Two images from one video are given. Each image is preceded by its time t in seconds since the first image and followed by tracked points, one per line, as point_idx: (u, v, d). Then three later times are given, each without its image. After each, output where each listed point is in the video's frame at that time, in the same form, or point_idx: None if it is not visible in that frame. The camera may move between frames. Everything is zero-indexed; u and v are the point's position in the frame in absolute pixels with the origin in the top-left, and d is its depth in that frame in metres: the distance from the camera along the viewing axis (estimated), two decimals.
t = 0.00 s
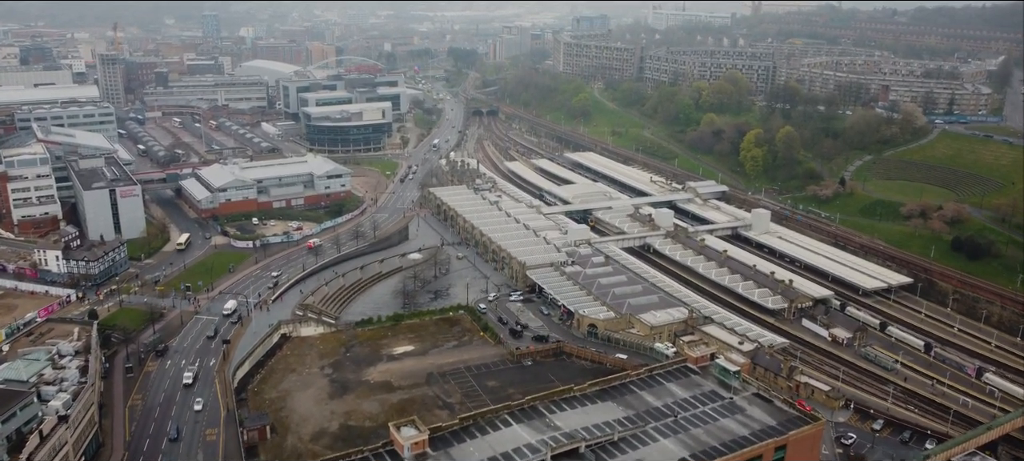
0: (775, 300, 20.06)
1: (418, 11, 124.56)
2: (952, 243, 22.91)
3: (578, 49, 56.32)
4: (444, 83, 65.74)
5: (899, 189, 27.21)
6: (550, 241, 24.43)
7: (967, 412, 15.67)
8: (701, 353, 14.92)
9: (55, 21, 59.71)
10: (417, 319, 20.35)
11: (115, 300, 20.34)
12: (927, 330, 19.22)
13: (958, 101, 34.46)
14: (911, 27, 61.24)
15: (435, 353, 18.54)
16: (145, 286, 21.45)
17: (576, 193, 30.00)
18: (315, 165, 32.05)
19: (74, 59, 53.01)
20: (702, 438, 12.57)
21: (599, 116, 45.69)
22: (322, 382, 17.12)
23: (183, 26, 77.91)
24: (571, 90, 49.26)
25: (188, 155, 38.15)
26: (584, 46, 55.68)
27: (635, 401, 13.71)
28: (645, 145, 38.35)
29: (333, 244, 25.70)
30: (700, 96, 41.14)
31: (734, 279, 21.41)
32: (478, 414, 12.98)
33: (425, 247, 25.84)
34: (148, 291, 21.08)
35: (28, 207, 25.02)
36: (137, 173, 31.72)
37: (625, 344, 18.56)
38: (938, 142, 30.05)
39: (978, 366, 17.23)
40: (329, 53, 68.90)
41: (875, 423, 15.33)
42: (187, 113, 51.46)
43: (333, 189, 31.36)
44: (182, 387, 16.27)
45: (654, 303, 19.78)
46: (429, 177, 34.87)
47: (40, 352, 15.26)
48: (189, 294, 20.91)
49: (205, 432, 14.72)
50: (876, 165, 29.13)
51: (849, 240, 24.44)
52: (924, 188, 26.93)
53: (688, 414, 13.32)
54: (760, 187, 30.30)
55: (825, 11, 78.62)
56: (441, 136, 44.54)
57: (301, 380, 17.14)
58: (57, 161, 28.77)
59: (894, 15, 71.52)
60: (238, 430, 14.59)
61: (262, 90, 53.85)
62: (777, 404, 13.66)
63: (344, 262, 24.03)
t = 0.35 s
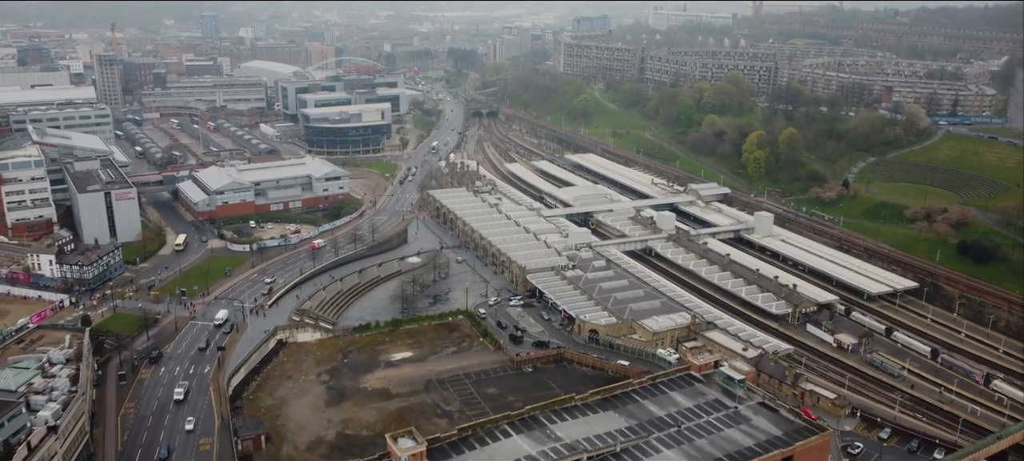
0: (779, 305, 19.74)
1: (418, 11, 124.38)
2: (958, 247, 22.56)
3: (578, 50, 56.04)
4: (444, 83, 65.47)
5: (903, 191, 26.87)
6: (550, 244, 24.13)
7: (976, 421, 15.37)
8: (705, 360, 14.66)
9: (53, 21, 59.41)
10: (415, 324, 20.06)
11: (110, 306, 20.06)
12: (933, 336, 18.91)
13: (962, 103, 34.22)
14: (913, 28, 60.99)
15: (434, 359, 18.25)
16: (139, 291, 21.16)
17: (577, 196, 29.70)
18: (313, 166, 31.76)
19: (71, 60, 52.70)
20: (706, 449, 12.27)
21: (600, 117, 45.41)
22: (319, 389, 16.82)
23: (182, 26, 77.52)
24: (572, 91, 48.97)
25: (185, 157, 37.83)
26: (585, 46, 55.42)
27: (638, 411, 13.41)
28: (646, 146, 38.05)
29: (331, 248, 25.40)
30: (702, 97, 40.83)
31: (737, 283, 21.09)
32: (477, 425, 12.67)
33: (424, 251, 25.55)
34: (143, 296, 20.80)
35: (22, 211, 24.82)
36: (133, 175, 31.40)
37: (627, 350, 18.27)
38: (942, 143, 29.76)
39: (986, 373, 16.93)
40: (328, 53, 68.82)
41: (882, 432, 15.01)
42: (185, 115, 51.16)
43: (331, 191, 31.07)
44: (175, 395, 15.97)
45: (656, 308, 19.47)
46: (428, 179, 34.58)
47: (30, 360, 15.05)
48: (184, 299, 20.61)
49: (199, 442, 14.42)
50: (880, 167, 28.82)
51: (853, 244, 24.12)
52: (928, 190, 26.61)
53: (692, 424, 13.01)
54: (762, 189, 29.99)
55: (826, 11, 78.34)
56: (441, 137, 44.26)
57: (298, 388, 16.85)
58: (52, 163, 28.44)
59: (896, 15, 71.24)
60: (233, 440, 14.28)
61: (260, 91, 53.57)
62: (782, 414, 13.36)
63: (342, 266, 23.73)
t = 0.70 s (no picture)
0: (783, 310, 19.46)
1: (418, 11, 124.33)
2: (964, 250, 22.09)
3: (578, 50, 55.79)
4: (444, 84, 65.25)
5: (906, 193, 26.46)
6: (551, 247, 23.85)
7: (985, 429, 15.11)
8: (709, 368, 14.43)
9: (51, 21, 59.30)
10: (414, 329, 19.79)
11: (104, 310, 19.80)
12: (939, 340, 18.60)
13: (966, 104, 33.93)
14: (914, 28, 60.76)
15: (434, 365, 17.97)
16: (134, 295, 20.90)
17: (577, 198, 29.43)
18: (311, 168, 31.49)
19: (69, 61, 52.56)
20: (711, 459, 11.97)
21: (601, 117, 45.16)
22: (316, 395, 16.55)
23: (181, 26, 77.15)
24: (572, 91, 48.73)
25: (183, 159, 37.60)
26: (585, 46, 55.20)
27: (641, 420, 13.13)
28: (647, 147, 37.79)
29: (329, 251, 25.13)
30: (703, 98, 40.55)
31: (740, 287, 20.82)
32: (476, 434, 12.43)
33: (423, 254, 25.30)
34: (138, 301, 20.54)
35: (17, 213, 24.51)
36: (130, 177, 31.14)
37: (629, 355, 17.99)
38: (946, 145, 29.48)
39: (994, 379, 16.65)
40: (327, 53, 68.77)
41: (889, 440, 14.73)
42: (183, 116, 50.95)
43: (330, 193, 30.79)
44: (169, 402, 15.72)
45: (658, 313, 19.18)
46: (428, 181, 34.33)
47: (22, 368, 14.86)
48: (180, 303, 20.36)
49: (193, 451, 14.16)
50: (883, 169, 28.53)
51: (857, 246, 23.83)
52: (931, 192, 26.24)
53: (695, 433, 12.73)
54: (764, 191, 29.69)
55: (827, 12, 78.13)
56: (440, 138, 44.03)
57: (294, 394, 16.58)
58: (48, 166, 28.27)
59: (898, 15, 70.92)
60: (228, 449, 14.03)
61: (259, 91, 53.34)
62: (788, 422, 13.09)
63: (340, 270, 23.45)
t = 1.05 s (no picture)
0: (786, 315, 19.15)
1: (416, 11, 124.13)
2: (968, 254, 21.83)
3: (577, 50, 55.52)
4: (442, 84, 65.00)
5: (909, 195, 26.21)
6: (550, 251, 23.54)
7: (992, 438, 14.76)
8: (712, 376, 14.15)
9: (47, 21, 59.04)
10: (411, 335, 19.47)
11: (96, 316, 19.50)
12: (944, 345, 18.27)
13: (968, 105, 33.61)
14: (914, 28, 60.53)
15: (431, 372, 17.67)
16: (127, 301, 20.58)
17: (577, 200, 29.13)
18: (308, 170, 31.17)
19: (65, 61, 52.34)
20: None
21: (600, 118, 44.90)
22: (311, 404, 16.24)
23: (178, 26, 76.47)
24: (571, 92, 48.47)
25: (179, 161, 37.31)
26: (584, 47, 54.94)
27: (642, 430, 12.83)
28: (647, 148, 37.52)
29: (325, 255, 24.81)
30: (703, 99, 40.27)
31: (741, 291, 20.52)
32: (474, 446, 12.13)
33: (420, 257, 24.99)
34: (130, 306, 20.22)
35: (9, 217, 24.15)
36: (124, 180, 30.79)
37: (629, 362, 17.69)
38: (948, 146, 29.22)
39: (1001, 386, 16.30)
40: (324, 55, 68.62)
41: (894, 449, 14.39)
42: (180, 117, 50.64)
43: (326, 196, 30.48)
44: (161, 411, 15.41)
45: (659, 318, 18.87)
46: (426, 183, 34.03)
47: (8, 377, 14.59)
48: (173, 309, 20.04)
49: None
50: (885, 170, 28.27)
51: (859, 249, 23.51)
52: (934, 195, 25.99)
53: (698, 443, 12.43)
54: (765, 192, 29.41)
55: (826, 11, 77.93)
56: (438, 139, 43.75)
57: (289, 403, 16.26)
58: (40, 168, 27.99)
59: (898, 15, 70.65)
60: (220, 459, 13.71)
61: (256, 92, 53.06)
62: (793, 432, 12.79)
63: (335, 274, 23.12)
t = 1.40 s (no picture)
0: (781, 318, 18.93)
1: (407, 11, 123.77)
2: (964, 255, 21.64)
3: (570, 51, 55.33)
4: (434, 85, 64.67)
5: (904, 196, 26.08)
6: (543, 254, 23.28)
7: (991, 444, 14.55)
8: (708, 382, 13.92)
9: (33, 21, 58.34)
10: (402, 341, 19.17)
11: (80, 323, 19.14)
12: (940, 348, 18.09)
13: (961, 105, 33.36)
14: (906, 28, 60.55)
15: (422, 378, 17.37)
16: (112, 307, 20.21)
17: (570, 202, 28.88)
18: (298, 172, 30.81)
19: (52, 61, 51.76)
20: None
21: (593, 119, 44.67)
22: (300, 412, 15.91)
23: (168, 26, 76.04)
24: (563, 93, 48.23)
25: (167, 163, 36.87)
26: (576, 47, 54.73)
27: (638, 439, 12.58)
28: (640, 149, 37.31)
29: (315, 259, 24.47)
30: (696, 99, 40.11)
31: (736, 295, 20.30)
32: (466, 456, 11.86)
33: (412, 261, 24.69)
34: (116, 313, 19.85)
35: None
36: (111, 182, 30.37)
37: (624, 367, 17.43)
38: (942, 147, 29.10)
39: (998, 390, 16.10)
40: (315, 55, 68.18)
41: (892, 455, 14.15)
42: (168, 118, 50.09)
43: (316, 198, 30.13)
44: (146, 421, 15.08)
45: (653, 322, 18.62)
46: (417, 185, 33.70)
47: None
48: (159, 315, 19.68)
49: None
50: (880, 171, 28.12)
51: (854, 251, 23.33)
52: (929, 196, 25.84)
53: (695, 452, 12.18)
54: (760, 194, 29.22)
55: (818, 11, 77.96)
56: (429, 141, 43.44)
57: (277, 411, 15.94)
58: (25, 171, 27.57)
59: (889, 15, 70.72)
60: None
61: (246, 93, 52.58)
62: (791, 440, 12.55)
63: (325, 279, 22.79)
